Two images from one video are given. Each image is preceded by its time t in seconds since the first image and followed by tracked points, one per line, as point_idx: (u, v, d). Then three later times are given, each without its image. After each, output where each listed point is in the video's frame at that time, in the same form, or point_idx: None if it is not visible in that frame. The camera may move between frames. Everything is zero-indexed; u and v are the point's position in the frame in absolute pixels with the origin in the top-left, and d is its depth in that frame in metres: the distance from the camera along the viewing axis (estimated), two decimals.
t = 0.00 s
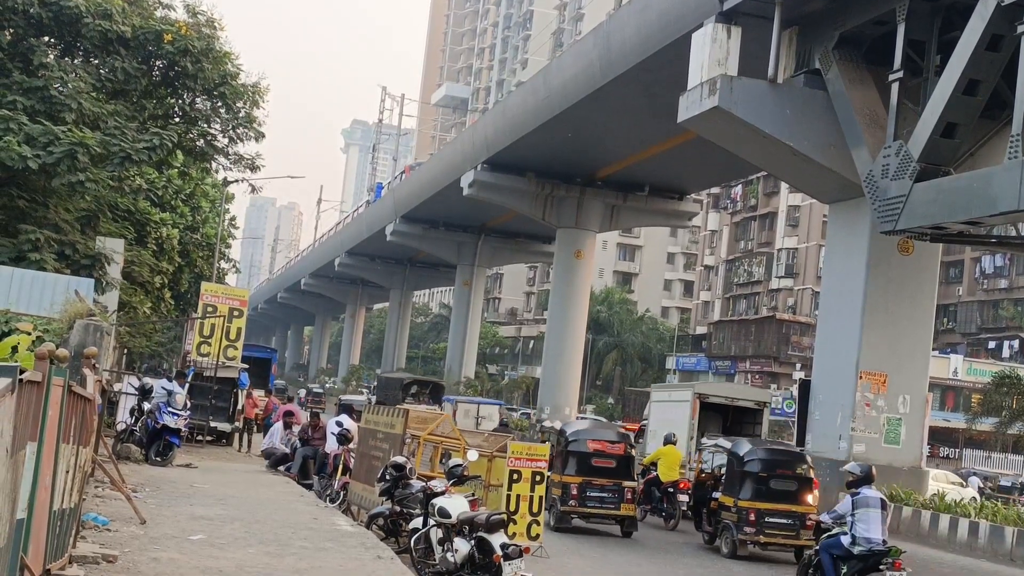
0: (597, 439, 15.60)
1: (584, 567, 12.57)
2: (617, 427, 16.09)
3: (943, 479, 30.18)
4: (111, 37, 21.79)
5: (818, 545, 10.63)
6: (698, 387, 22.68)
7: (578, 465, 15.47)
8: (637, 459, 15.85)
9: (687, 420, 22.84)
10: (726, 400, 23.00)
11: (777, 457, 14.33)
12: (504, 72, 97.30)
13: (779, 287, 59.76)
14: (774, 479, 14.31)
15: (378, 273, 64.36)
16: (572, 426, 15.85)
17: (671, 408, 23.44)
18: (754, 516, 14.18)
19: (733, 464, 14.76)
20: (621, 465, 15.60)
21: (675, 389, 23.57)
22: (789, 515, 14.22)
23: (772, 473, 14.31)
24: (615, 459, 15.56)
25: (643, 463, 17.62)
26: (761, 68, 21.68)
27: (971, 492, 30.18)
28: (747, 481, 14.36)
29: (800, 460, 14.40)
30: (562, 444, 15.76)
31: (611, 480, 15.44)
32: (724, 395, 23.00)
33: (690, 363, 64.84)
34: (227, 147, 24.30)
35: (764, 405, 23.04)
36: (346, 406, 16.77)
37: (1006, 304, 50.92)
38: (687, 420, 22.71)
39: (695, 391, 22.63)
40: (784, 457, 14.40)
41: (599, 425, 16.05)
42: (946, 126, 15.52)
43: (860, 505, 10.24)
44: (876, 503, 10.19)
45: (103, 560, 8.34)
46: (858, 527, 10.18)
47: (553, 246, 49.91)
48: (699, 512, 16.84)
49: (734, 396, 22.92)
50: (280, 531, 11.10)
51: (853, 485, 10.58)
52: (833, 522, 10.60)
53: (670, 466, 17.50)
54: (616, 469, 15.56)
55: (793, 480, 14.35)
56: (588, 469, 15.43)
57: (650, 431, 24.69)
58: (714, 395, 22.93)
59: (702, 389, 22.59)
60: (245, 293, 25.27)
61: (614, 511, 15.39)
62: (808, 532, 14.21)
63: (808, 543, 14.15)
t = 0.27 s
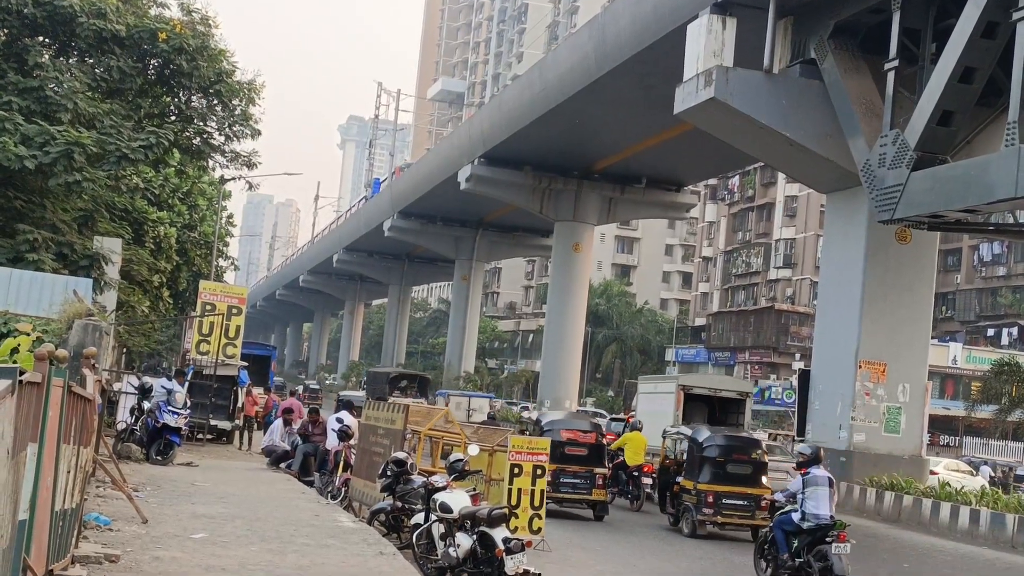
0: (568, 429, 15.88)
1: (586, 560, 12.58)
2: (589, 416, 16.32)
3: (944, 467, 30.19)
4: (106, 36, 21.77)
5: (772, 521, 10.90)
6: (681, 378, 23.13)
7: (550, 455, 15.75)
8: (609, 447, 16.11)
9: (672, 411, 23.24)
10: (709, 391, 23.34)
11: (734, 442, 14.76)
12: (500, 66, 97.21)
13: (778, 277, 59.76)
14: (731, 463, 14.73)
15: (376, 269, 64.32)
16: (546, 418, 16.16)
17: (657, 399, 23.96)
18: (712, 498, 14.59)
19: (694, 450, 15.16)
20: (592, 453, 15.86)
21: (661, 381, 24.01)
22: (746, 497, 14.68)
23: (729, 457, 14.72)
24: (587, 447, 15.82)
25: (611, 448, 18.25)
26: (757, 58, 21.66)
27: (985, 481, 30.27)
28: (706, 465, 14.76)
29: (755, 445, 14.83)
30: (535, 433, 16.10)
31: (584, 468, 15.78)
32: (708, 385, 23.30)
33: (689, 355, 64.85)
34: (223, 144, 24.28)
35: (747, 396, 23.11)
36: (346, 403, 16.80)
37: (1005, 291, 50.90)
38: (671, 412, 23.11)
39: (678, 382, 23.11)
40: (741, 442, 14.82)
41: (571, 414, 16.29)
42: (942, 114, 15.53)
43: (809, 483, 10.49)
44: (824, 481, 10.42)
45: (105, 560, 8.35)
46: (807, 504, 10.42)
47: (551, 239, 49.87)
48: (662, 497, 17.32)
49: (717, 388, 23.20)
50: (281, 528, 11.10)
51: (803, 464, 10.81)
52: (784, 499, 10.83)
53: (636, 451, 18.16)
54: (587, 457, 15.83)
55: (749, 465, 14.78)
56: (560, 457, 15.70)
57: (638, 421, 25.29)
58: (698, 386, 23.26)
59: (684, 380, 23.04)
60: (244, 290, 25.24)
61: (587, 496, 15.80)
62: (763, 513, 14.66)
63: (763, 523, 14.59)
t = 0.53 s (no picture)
0: (545, 411, 17.44)
1: (589, 545, 12.62)
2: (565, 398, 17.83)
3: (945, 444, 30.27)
4: (97, 31, 21.68)
5: (732, 490, 12.36)
6: (666, 361, 23.09)
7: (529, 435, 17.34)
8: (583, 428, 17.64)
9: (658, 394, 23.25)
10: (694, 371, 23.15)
11: (694, 421, 16.05)
12: (491, 53, 96.95)
13: (774, 258, 59.79)
14: (692, 441, 16.03)
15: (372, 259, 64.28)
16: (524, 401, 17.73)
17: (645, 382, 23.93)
18: (674, 473, 15.90)
19: (658, 429, 16.47)
20: (567, 433, 17.44)
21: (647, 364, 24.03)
22: (706, 472, 16.00)
23: (690, 435, 16.03)
24: (562, 428, 17.36)
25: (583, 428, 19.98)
26: (749, 38, 21.62)
27: (989, 457, 30.37)
28: (668, 443, 16.04)
29: (713, 423, 16.15)
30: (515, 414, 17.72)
31: (560, 447, 17.36)
32: (691, 368, 23.06)
33: (687, 338, 64.92)
34: (216, 138, 24.22)
35: (732, 375, 22.66)
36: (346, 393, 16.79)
37: (1001, 267, 50.94)
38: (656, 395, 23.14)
39: (662, 365, 23.04)
40: (699, 421, 16.14)
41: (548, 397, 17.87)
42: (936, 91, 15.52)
43: (764, 455, 11.86)
44: (776, 453, 11.81)
45: (109, 555, 8.36)
46: (762, 474, 11.85)
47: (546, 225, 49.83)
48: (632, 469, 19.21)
49: (701, 368, 22.98)
50: (284, 520, 11.12)
51: (757, 436, 12.14)
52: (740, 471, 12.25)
53: (606, 431, 19.96)
54: (563, 436, 17.39)
55: (708, 441, 16.11)
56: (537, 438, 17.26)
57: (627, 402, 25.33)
58: (682, 369, 23.10)
59: (668, 363, 22.94)
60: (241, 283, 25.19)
61: (563, 472, 17.41)
62: (722, 485, 16.00)
63: (722, 495, 15.89)
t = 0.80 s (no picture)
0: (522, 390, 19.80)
1: (588, 527, 12.66)
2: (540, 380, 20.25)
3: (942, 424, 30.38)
4: (88, 18, 21.60)
5: (693, 463, 13.24)
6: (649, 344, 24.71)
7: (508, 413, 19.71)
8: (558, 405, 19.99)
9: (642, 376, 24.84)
10: (676, 353, 24.82)
11: (657, 400, 17.04)
12: (484, 36, 96.51)
13: (770, 239, 59.80)
14: (654, 418, 17.01)
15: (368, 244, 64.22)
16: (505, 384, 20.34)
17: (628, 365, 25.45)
18: (638, 449, 16.88)
19: (622, 407, 17.40)
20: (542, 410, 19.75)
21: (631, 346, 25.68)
22: (668, 447, 16.98)
23: (652, 413, 17.00)
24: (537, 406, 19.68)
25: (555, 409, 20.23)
26: (741, 19, 21.57)
27: (984, 434, 30.51)
28: (632, 421, 17.00)
29: (675, 402, 17.14)
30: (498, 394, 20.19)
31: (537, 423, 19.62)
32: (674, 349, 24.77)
33: (684, 320, 65.03)
34: (210, 124, 24.12)
35: (713, 357, 24.62)
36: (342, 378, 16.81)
37: (997, 245, 50.97)
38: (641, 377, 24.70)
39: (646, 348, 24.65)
40: (662, 400, 17.12)
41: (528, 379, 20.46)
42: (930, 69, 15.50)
43: (720, 429, 12.78)
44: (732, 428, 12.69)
45: (108, 543, 8.38)
46: (720, 447, 12.72)
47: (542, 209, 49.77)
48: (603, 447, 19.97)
49: (683, 350, 24.69)
50: (283, 505, 11.14)
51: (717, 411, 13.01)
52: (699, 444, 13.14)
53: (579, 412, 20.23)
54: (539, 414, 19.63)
55: (670, 418, 17.08)
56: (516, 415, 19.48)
57: (611, 382, 26.90)
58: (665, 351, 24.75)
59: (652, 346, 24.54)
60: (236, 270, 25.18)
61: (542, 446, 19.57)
62: (683, 459, 16.98)
63: (684, 469, 16.91)
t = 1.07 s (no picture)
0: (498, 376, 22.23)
1: (585, 509, 12.71)
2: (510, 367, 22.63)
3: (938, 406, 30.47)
4: (80, 4, 21.50)
5: (658, 437, 14.13)
6: (634, 325, 24.82)
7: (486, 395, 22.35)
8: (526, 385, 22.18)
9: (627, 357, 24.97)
10: (660, 335, 24.88)
11: (626, 377, 18.22)
12: (479, 19, 96.07)
13: (766, 220, 59.79)
14: (621, 395, 18.17)
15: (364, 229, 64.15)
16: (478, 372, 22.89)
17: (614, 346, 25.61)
18: (606, 424, 17.94)
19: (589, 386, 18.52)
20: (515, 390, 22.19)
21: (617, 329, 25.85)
22: (634, 423, 18.08)
23: (619, 390, 18.17)
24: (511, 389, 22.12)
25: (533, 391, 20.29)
26: None
27: (979, 413, 30.61)
28: (601, 398, 18.14)
29: (642, 380, 18.32)
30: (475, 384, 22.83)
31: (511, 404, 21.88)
32: (660, 331, 24.87)
33: (680, 302, 65.13)
34: (204, 110, 24.05)
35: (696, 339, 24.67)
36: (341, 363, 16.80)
37: (992, 225, 51.00)
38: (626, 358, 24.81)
39: (631, 329, 24.78)
40: (629, 378, 18.29)
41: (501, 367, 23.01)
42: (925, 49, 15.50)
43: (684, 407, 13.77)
44: (692, 405, 13.48)
45: (106, 529, 8.40)
46: (680, 422, 13.59)
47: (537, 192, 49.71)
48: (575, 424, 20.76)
49: (666, 332, 24.77)
50: (280, 490, 11.18)
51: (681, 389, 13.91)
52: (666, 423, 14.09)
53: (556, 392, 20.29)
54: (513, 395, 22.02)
55: (636, 395, 18.26)
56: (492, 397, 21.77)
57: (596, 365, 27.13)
58: (650, 332, 24.88)
59: (637, 328, 24.67)
60: (232, 256, 25.15)
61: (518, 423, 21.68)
62: (649, 434, 18.15)
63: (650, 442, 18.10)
